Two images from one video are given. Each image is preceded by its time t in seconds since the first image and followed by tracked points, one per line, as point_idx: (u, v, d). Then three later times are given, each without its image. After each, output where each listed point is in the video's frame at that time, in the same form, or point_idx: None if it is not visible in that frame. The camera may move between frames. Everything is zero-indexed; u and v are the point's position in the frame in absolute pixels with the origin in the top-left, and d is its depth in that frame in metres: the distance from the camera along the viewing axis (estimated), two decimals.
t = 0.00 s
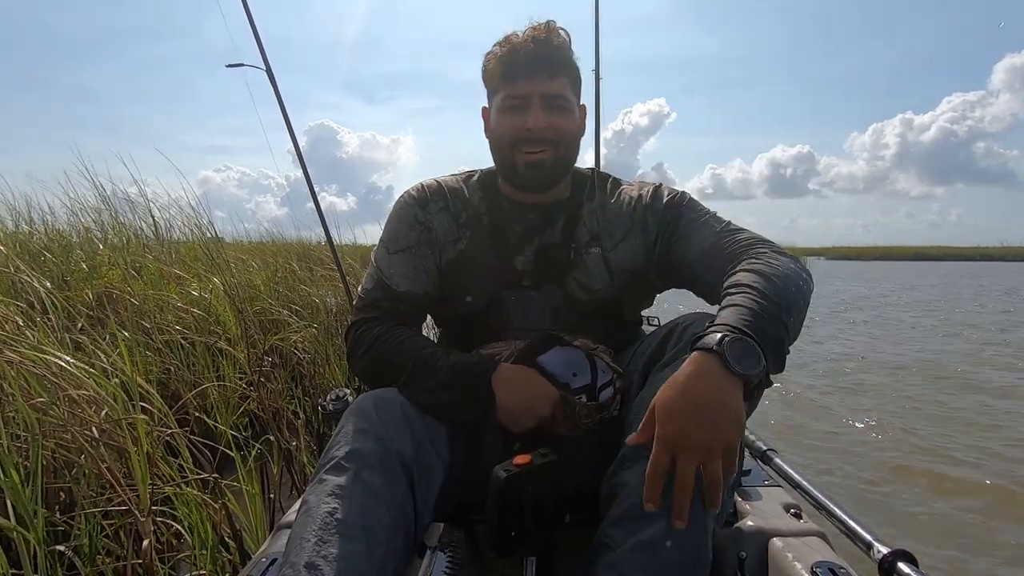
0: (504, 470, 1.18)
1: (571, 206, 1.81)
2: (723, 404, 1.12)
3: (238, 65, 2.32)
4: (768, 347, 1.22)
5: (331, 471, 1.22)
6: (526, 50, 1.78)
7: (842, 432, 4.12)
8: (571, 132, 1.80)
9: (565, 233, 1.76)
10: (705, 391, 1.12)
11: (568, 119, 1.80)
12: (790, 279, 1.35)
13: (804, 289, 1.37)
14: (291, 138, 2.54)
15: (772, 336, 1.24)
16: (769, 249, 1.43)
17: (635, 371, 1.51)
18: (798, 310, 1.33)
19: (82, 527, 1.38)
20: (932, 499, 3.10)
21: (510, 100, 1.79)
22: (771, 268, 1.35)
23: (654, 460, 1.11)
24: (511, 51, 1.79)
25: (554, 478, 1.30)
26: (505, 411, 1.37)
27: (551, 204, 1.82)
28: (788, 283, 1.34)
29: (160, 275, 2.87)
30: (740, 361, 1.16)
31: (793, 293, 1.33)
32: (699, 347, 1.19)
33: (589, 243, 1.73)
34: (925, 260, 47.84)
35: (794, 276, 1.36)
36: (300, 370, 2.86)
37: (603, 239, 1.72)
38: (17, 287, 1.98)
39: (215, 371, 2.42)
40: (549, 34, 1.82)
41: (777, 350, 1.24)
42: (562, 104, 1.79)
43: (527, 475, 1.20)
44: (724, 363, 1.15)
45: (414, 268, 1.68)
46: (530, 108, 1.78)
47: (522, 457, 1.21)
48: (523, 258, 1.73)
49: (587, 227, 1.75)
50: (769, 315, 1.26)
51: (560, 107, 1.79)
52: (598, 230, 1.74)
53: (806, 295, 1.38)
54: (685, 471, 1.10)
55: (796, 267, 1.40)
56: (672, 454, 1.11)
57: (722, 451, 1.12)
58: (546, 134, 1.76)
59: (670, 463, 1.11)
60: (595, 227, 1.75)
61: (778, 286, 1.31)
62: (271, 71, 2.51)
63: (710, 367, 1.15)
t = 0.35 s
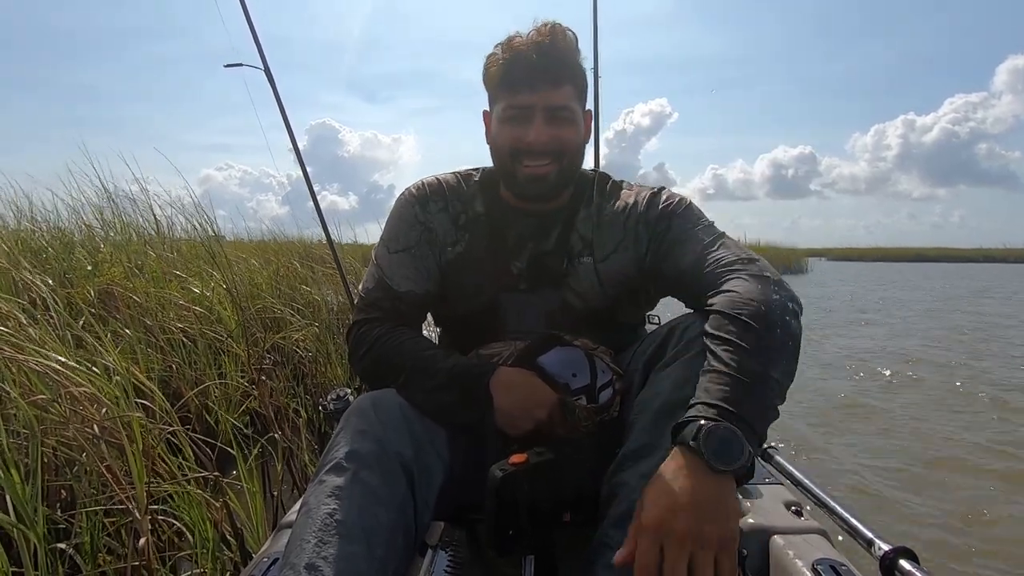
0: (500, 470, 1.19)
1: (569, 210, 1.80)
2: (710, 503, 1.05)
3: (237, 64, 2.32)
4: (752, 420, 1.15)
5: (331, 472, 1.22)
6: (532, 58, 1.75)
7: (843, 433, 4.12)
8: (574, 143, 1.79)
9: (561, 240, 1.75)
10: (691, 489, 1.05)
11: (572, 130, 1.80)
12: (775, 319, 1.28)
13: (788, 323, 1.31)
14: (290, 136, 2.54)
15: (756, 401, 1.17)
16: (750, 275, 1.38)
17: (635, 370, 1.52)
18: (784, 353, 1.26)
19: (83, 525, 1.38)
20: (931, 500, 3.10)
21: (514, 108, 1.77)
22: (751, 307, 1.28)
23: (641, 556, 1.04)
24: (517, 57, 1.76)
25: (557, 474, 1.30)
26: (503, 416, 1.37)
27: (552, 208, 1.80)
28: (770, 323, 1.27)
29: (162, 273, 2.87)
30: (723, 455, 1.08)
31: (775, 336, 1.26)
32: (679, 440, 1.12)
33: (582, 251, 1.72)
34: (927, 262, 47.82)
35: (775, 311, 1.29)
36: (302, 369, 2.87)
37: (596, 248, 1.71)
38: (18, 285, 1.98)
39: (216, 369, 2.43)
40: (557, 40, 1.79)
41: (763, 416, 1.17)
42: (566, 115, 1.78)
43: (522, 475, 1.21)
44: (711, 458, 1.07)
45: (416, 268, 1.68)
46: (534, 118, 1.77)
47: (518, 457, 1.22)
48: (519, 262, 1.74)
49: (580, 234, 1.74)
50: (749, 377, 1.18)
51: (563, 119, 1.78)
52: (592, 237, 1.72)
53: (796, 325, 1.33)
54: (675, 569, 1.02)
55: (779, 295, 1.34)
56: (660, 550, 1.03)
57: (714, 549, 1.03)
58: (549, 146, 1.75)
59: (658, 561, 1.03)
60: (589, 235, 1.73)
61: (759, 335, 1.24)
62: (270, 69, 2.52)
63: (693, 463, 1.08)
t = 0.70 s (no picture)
0: (511, 469, 1.20)
1: (566, 212, 1.77)
2: (692, 515, 1.07)
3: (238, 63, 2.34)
4: (747, 433, 1.14)
5: (329, 473, 1.22)
6: (485, 62, 1.78)
7: (843, 434, 4.11)
8: (534, 142, 1.77)
9: (557, 243, 1.74)
10: (675, 502, 1.07)
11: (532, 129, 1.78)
12: (771, 329, 1.27)
13: (787, 332, 1.30)
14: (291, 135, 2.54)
15: (752, 413, 1.16)
16: (752, 284, 1.38)
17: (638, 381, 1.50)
18: (782, 363, 1.25)
19: (83, 521, 1.39)
20: (931, 501, 3.10)
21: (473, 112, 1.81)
22: (749, 317, 1.28)
23: (619, 558, 1.09)
24: (474, 64, 1.81)
25: (564, 475, 1.28)
26: (501, 415, 1.37)
27: (550, 211, 1.79)
28: (766, 333, 1.26)
29: (164, 271, 2.88)
30: (711, 467, 1.09)
31: (772, 347, 1.25)
32: (668, 448, 1.12)
33: (579, 254, 1.71)
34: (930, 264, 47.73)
35: (773, 322, 1.29)
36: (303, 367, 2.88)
37: (594, 250, 1.70)
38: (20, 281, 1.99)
39: (217, 367, 2.44)
40: (518, 41, 1.80)
41: (761, 428, 1.16)
42: (524, 114, 1.77)
43: (534, 474, 1.21)
44: (698, 470, 1.08)
45: (413, 270, 1.69)
46: (490, 121, 1.78)
47: (529, 456, 1.23)
48: (516, 264, 1.73)
49: (578, 236, 1.73)
50: (745, 389, 1.18)
51: (521, 119, 1.77)
52: (590, 240, 1.72)
53: (797, 335, 1.32)
54: (651, 574, 1.07)
55: (778, 301, 1.34)
56: (637, 556, 1.08)
57: (689, 557, 1.08)
58: (503, 147, 1.76)
59: (636, 565, 1.08)
60: (587, 237, 1.72)
61: (755, 345, 1.24)
62: (270, 69, 2.53)
63: (679, 473, 1.09)
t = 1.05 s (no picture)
0: (511, 469, 1.20)
1: (567, 209, 1.78)
2: (691, 514, 1.08)
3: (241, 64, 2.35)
4: (745, 430, 1.15)
5: (331, 471, 1.22)
6: (477, 67, 1.78)
7: (844, 436, 4.11)
8: (533, 143, 1.76)
9: (558, 240, 1.74)
10: (674, 503, 1.08)
11: (531, 130, 1.77)
12: (768, 326, 1.27)
13: (783, 329, 1.30)
14: (294, 136, 2.55)
15: (749, 412, 1.16)
16: (748, 281, 1.38)
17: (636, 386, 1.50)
18: (779, 359, 1.25)
19: (87, 519, 1.39)
20: (930, 503, 3.11)
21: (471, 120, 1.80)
22: (745, 315, 1.28)
23: (622, 560, 1.10)
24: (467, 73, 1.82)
25: (564, 475, 1.29)
26: (501, 414, 1.37)
27: (550, 207, 1.78)
28: (762, 331, 1.26)
29: (166, 270, 2.89)
30: (709, 465, 1.09)
31: (769, 344, 1.25)
32: (667, 449, 1.12)
33: (580, 251, 1.72)
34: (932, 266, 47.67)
35: (769, 318, 1.29)
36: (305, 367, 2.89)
37: (594, 247, 1.71)
38: (25, 280, 1.99)
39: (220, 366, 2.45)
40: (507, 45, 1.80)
41: (759, 425, 1.16)
42: (522, 116, 1.76)
43: (533, 474, 1.21)
44: (695, 470, 1.09)
45: (415, 268, 1.70)
46: (488, 129, 1.78)
47: (529, 456, 1.22)
48: (517, 261, 1.73)
49: (579, 234, 1.74)
50: (742, 387, 1.18)
51: (519, 122, 1.76)
52: (591, 237, 1.72)
53: (793, 331, 1.33)
54: None
55: (774, 298, 1.34)
56: (639, 557, 1.09)
57: (692, 556, 1.09)
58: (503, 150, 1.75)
59: (639, 565, 1.09)
60: (587, 235, 1.73)
61: (752, 343, 1.23)
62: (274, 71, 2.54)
63: (678, 472, 1.09)
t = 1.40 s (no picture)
0: (511, 469, 1.20)
1: (564, 209, 1.78)
2: (695, 490, 1.07)
3: (242, 64, 2.34)
4: (746, 411, 1.15)
5: (331, 471, 1.22)
6: (499, 91, 1.68)
7: (844, 437, 4.11)
8: (556, 172, 1.75)
9: (555, 241, 1.75)
10: (678, 480, 1.07)
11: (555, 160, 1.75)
12: (768, 314, 1.27)
13: (782, 317, 1.30)
14: (294, 136, 2.55)
15: (750, 393, 1.17)
16: (747, 273, 1.38)
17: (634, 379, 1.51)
18: (779, 347, 1.25)
19: (88, 516, 1.39)
20: (931, 503, 3.11)
21: (492, 153, 1.71)
22: (746, 303, 1.28)
23: (624, 537, 1.09)
24: (482, 99, 1.69)
25: (563, 474, 1.30)
26: (501, 412, 1.38)
27: (548, 212, 1.77)
28: (763, 318, 1.27)
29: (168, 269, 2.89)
30: (712, 441, 1.09)
31: (769, 331, 1.25)
32: (670, 426, 1.12)
33: (577, 251, 1.73)
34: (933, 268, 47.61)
35: (770, 307, 1.29)
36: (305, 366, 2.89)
37: (591, 248, 1.72)
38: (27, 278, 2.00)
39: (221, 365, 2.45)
40: (519, 68, 1.71)
41: (759, 407, 1.17)
42: (547, 148, 1.72)
43: (534, 474, 1.21)
44: (700, 447, 1.09)
45: (414, 270, 1.70)
46: (512, 163, 1.71)
47: (529, 456, 1.22)
48: (516, 263, 1.74)
49: (577, 235, 1.74)
50: (743, 370, 1.18)
51: (543, 154, 1.72)
52: (588, 238, 1.73)
53: (792, 320, 1.33)
54: (657, 552, 1.07)
55: (774, 289, 1.34)
56: (642, 533, 1.09)
57: (694, 533, 1.08)
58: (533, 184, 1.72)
59: (641, 542, 1.09)
60: (585, 235, 1.74)
61: (753, 329, 1.24)
62: (274, 71, 2.55)
63: (682, 450, 1.09)
